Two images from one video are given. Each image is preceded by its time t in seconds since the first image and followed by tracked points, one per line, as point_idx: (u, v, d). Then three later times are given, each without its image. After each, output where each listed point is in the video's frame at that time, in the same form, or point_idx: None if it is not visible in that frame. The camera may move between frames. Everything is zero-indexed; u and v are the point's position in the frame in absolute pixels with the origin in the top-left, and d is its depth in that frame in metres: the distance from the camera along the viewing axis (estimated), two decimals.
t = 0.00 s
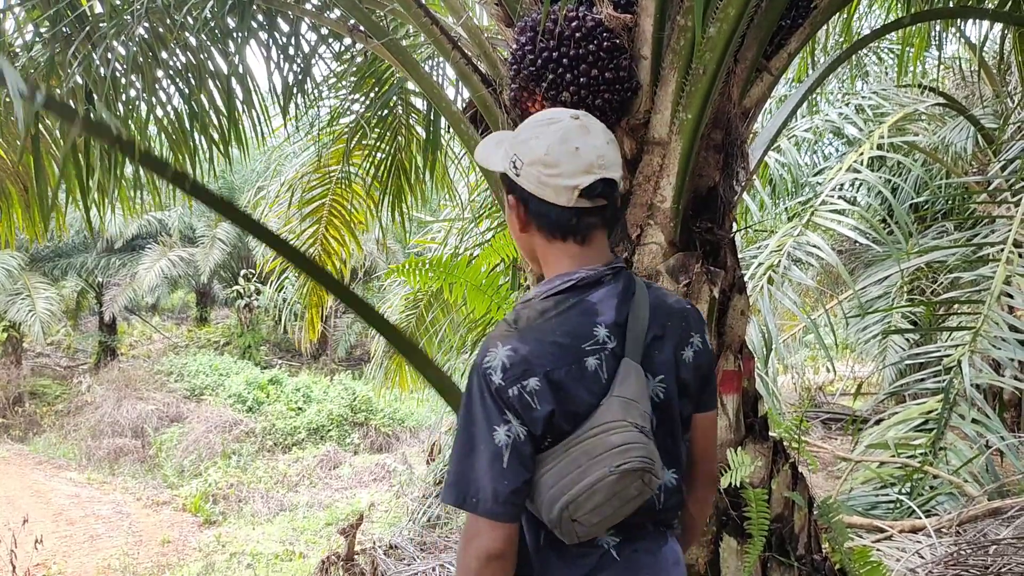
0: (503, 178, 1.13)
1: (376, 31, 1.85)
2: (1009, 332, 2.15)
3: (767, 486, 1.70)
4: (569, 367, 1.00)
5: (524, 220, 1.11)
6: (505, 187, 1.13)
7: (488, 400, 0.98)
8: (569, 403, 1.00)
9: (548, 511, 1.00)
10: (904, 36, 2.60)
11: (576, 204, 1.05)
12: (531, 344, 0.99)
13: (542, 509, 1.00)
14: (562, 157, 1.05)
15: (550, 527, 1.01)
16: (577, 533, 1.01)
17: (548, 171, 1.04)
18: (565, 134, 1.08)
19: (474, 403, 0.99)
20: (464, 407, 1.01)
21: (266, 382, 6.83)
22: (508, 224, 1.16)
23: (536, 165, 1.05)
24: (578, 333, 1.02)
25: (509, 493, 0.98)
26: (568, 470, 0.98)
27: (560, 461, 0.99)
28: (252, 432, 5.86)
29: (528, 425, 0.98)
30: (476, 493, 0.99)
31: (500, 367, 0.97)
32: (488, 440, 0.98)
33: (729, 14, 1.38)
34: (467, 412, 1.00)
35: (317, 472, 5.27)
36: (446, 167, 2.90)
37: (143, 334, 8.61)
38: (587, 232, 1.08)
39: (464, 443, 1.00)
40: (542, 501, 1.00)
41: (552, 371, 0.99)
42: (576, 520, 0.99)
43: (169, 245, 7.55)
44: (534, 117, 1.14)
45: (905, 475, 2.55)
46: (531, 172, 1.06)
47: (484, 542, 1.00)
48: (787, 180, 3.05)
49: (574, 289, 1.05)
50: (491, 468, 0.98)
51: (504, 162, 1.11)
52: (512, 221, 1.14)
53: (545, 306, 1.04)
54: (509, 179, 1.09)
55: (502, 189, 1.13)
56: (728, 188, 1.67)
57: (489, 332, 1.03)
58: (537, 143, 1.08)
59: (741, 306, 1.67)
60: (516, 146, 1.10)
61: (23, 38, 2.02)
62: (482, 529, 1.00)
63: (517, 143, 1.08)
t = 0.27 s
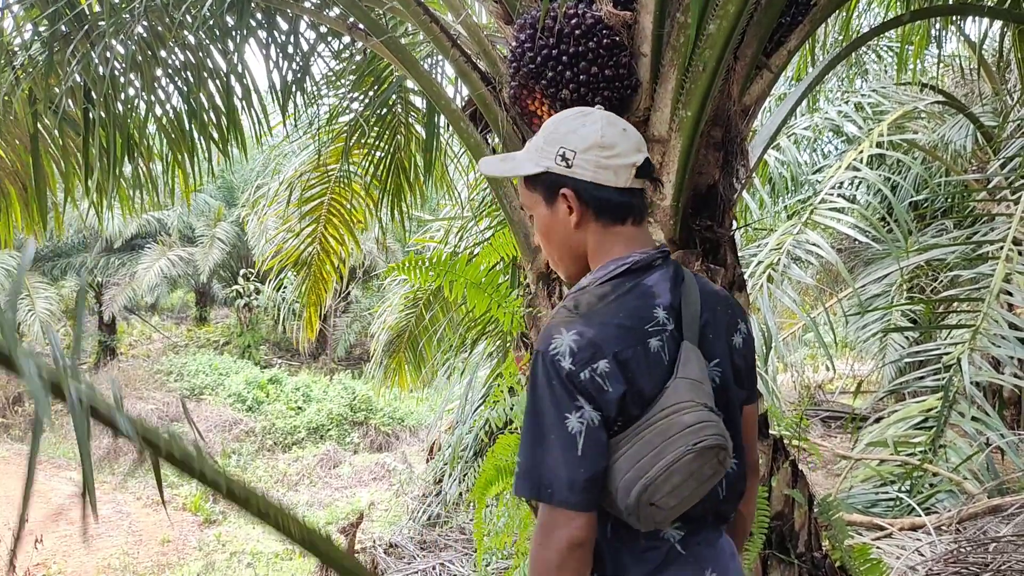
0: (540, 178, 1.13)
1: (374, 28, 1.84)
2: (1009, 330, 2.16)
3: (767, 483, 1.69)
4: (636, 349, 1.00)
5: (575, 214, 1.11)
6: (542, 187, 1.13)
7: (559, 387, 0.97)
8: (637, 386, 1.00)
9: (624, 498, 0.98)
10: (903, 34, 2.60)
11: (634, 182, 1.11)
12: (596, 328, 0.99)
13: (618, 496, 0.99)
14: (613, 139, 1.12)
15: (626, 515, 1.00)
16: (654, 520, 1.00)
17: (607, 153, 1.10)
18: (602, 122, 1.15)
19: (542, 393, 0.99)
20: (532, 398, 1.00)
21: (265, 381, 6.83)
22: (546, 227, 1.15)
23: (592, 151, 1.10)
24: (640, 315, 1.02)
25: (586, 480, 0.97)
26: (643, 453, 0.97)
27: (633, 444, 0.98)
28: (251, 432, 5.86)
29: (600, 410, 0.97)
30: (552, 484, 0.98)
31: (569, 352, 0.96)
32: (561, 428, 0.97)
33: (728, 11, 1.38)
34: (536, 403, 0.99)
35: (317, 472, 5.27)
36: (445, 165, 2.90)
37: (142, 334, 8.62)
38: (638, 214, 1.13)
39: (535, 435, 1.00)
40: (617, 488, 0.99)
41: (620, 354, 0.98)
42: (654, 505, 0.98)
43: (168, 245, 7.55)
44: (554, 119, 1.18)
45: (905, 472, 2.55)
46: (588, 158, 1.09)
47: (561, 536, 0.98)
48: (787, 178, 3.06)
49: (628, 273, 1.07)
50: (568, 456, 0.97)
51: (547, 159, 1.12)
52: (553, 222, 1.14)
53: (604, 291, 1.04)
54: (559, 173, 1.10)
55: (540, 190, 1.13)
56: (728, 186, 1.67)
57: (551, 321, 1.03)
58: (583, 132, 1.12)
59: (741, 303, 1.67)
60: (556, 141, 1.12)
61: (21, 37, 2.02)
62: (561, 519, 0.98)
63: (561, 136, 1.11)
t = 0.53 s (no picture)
0: (523, 190, 1.11)
1: (373, 26, 1.84)
2: (1008, 327, 2.16)
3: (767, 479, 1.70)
4: (628, 330, 1.00)
5: (564, 219, 1.11)
6: (525, 199, 1.12)
7: (557, 379, 0.97)
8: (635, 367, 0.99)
9: (643, 474, 0.97)
10: (903, 31, 2.60)
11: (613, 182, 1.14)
12: (585, 317, 0.99)
13: (636, 474, 0.97)
14: (588, 141, 1.14)
15: (649, 490, 0.98)
16: (677, 492, 0.99)
17: (588, 155, 1.12)
18: (572, 126, 1.17)
19: (540, 391, 0.99)
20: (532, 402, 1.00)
21: (264, 380, 6.82)
22: (533, 239, 1.13)
23: (573, 155, 1.11)
24: (628, 299, 1.03)
25: (609, 457, 0.95)
26: (651, 427, 0.97)
27: (640, 421, 0.98)
28: (251, 430, 5.85)
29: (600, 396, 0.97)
30: (571, 472, 0.95)
31: (560, 343, 0.97)
32: (564, 420, 0.96)
33: (728, 7, 1.38)
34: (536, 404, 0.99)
35: (317, 470, 5.27)
36: (444, 163, 2.89)
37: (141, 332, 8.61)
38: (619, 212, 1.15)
39: (541, 436, 0.99)
40: (633, 467, 0.98)
41: (613, 336, 0.99)
42: (675, 475, 0.97)
43: (167, 244, 7.55)
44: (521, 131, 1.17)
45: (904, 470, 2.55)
46: (570, 163, 1.11)
47: (599, 523, 0.94)
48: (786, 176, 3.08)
49: (613, 266, 1.08)
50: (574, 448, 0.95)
51: (529, 169, 1.11)
52: (540, 232, 1.12)
53: (590, 286, 1.05)
54: (544, 180, 1.10)
55: (523, 202, 1.12)
56: (728, 183, 1.66)
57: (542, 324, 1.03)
58: (559, 138, 1.13)
59: (740, 301, 1.67)
60: (533, 150, 1.12)
61: (19, 36, 2.02)
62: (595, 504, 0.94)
63: (539, 145, 1.11)
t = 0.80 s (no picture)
0: (490, 241, 1.15)
1: (372, 25, 1.84)
2: (1008, 324, 2.16)
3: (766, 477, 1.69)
4: (602, 344, 1.00)
5: (532, 263, 1.14)
6: (492, 249, 1.15)
7: (536, 404, 0.97)
8: (612, 380, 0.99)
9: (633, 474, 0.93)
10: (902, 28, 2.60)
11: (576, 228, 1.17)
12: (559, 342, 1.00)
13: (626, 476, 0.93)
14: (550, 190, 1.19)
15: (643, 488, 0.94)
16: (672, 485, 0.94)
17: (549, 200, 1.16)
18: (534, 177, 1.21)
19: (521, 424, 0.98)
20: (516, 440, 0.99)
21: (264, 379, 6.82)
22: (503, 287, 1.15)
23: (534, 203, 1.16)
24: (600, 320, 1.04)
25: (594, 481, 0.92)
26: (629, 425, 0.95)
27: (619, 423, 0.95)
28: (251, 429, 5.85)
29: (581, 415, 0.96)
30: (560, 499, 0.92)
31: (537, 367, 0.98)
32: (547, 443, 0.95)
33: (727, 4, 1.37)
34: (520, 437, 0.98)
35: (317, 469, 5.27)
36: (443, 161, 2.89)
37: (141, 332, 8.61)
38: (585, 255, 1.18)
39: (527, 470, 0.97)
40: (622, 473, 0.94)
41: (587, 353, 0.99)
42: (664, 467, 0.93)
43: (167, 243, 7.54)
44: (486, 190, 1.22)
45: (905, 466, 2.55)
46: (533, 210, 1.15)
47: (590, 550, 0.91)
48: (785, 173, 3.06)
49: (586, 296, 1.09)
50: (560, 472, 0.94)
51: (493, 221, 1.15)
52: (509, 279, 1.15)
53: (563, 316, 1.06)
54: (508, 228, 1.14)
55: (491, 253, 1.15)
56: (728, 181, 1.66)
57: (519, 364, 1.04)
58: (521, 188, 1.18)
59: (740, 299, 1.66)
60: (496, 202, 1.17)
61: (18, 35, 2.02)
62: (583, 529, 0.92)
63: (503, 196, 1.16)
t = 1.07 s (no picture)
0: (477, 243, 1.14)
1: (371, 23, 1.83)
2: (1008, 320, 2.16)
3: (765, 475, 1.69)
4: (581, 354, 0.99)
5: (516, 271, 1.13)
6: (478, 253, 1.14)
7: (514, 415, 0.94)
8: (592, 389, 0.97)
9: (618, 479, 0.90)
10: (902, 24, 2.59)
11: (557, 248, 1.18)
12: (536, 354, 0.98)
13: (612, 480, 0.90)
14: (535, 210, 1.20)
15: (630, 492, 0.91)
16: (659, 488, 0.91)
17: (536, 216, 1.18)
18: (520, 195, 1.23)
19: (497, 438, 0.95)
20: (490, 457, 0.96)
21: (265, 377, 6.82)
22: (483, 292, 1.12)
23: (525, 216, 1.17)
24: (577, 332, 1.02)
25: (556, 507, 0.90)
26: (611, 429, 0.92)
27: (600, 429, 0.93)
28: (252, 427, 5.86)
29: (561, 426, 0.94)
30: (518, 519, 0.91)
31: (517, 377, 0.95)
32: (525, 455, 0.92)
33: (726, 1, 1.36)
34: (495, 452, 0.95)
35: (318, 467, 5.28)
36: (442, 159, 2.88)
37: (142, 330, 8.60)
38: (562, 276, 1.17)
39: (503, 486, 0.93)
40: (604, 480, 0.91)
41: (566, 363, 0.97)
42: (650, 470, 0.90)
43: (167, 241, 7.55)
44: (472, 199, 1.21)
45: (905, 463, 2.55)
46: (523, 221, 1.16)
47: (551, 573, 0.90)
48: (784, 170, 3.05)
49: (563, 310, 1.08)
50: (538, 485, 0.91)
51: (484, 222, 1.14)
52: (491, 283, 1.13)
53: (539, 330, 1.04)
54: (499, 232, 1.13)
55: (476, 256, 1.14)
56: (726, 178, 1.66)
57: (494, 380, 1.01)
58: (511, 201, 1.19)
59: (739, 296, 1.66)
60: (489, 207, 1.17)
61: (16, 34, 2.02)
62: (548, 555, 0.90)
63: (495, 202, 1.16)
